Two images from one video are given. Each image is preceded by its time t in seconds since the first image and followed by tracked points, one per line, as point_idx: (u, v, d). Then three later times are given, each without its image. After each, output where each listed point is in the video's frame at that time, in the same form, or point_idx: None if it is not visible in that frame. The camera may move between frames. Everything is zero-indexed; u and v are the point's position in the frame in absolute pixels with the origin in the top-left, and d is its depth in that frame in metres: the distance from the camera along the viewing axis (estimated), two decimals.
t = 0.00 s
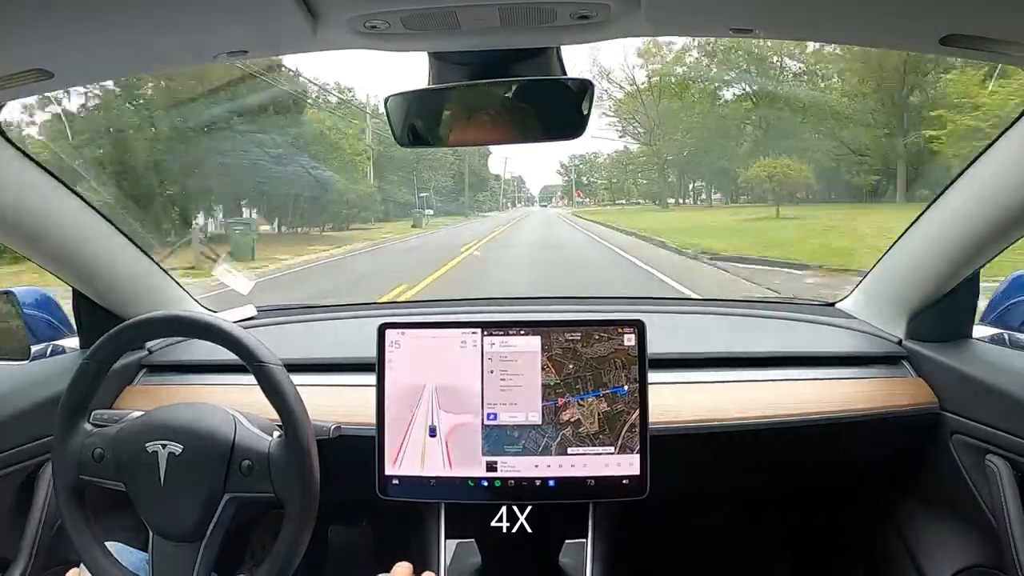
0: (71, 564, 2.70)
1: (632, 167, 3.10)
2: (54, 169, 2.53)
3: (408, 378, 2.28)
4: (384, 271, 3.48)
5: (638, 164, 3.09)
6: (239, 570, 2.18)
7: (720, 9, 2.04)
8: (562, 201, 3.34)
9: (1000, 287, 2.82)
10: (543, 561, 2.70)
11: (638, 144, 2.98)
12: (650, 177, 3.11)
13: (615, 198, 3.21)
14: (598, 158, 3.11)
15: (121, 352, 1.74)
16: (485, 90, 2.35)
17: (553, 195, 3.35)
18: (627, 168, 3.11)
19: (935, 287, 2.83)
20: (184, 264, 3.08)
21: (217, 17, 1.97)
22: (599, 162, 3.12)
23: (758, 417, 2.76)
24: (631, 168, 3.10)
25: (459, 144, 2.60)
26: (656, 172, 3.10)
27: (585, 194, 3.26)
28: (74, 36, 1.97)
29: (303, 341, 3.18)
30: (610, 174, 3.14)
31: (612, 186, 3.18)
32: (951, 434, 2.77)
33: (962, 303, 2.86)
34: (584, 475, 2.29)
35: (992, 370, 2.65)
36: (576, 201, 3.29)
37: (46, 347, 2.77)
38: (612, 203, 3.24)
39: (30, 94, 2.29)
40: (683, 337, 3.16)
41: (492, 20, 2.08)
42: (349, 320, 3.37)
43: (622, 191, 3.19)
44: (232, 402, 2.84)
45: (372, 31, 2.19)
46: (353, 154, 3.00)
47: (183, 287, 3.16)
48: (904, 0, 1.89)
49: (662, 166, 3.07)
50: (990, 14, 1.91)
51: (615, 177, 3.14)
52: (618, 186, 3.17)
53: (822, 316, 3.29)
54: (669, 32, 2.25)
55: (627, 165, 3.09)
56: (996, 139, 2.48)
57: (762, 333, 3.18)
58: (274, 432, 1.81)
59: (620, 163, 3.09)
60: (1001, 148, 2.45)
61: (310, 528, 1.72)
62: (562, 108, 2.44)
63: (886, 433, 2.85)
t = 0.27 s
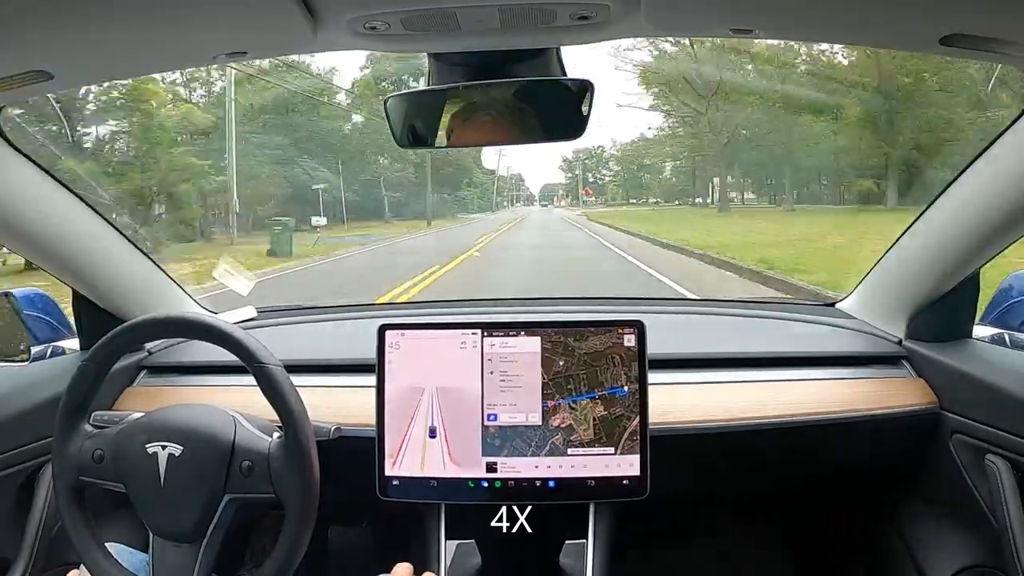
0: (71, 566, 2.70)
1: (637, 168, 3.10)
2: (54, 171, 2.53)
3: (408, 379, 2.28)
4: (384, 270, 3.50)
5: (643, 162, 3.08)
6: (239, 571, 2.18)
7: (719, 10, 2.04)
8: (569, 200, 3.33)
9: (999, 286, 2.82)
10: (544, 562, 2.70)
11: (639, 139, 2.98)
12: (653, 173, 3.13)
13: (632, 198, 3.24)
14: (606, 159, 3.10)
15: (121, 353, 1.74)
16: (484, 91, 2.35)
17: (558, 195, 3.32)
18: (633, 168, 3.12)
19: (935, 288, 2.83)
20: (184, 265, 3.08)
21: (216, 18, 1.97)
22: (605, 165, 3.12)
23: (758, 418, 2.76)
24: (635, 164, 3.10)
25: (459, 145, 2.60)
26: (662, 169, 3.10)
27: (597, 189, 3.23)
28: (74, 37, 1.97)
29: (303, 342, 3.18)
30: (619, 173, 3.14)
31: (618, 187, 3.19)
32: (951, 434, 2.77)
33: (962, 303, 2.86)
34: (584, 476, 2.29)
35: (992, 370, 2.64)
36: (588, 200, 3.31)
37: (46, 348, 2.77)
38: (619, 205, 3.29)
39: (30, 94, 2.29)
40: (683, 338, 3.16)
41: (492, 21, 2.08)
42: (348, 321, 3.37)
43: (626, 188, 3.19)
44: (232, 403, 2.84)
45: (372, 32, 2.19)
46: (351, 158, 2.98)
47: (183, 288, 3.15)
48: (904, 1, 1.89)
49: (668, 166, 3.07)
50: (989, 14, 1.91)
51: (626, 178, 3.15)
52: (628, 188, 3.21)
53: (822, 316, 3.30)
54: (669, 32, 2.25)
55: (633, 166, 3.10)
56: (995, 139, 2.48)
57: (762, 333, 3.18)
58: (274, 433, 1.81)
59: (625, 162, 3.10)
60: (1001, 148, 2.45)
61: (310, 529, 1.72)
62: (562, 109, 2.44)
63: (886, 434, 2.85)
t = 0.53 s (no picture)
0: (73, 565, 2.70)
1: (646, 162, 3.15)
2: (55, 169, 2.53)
3: (409, 378, 2.28)
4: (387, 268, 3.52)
5: (655, 158, 3.14)
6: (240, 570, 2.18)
7: (721, 10, 2.05)
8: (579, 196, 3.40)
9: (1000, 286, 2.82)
10: (545, 561, 2.70)
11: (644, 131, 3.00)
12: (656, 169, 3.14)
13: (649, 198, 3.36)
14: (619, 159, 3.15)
15: (122, 352, 1.74)
16: (486, 90, 2.36)
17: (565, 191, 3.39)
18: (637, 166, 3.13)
19: (936, 288, 2.83)
20: (185, 264, 3.08)
21: (219, 17, 1.97)
22: (615, 162, 3.16)
23: (759, 418, 2.76)
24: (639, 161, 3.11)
25: (459, 143, 2.58)
26: (675, 162, 3.16)
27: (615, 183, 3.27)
28: (76, 37, 1.97)
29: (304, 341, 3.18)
30: (630, 169, 3.18)
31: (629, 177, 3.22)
32: (953, 434, 2.77)
33: (963, 303, 2.85)
34: (585, 476, 2.28)
35: (993, 370, 2.64)
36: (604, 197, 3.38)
37: (47, 348, 2.77)
38: (627, 202, 3.41)
39: (32, 94, 2.30)
40: (684, 337, 3.16)
41: (493, 20, 2.08)
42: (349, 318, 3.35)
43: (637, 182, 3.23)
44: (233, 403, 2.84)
45: (374, 31, 2.19)
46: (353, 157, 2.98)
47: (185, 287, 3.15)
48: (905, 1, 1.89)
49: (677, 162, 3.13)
50: (990, 14, 1.91)
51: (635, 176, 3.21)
52: (640, 186, 3.25)
53: (823, 316, 3.29)
54: (671, 32, 2.25)
55: (640, 164, 3.16)
56: (997, 140, 2.48)
57: (763, 333, 3.18)
58: (275, 432, 1.81)
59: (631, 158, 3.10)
60: (1002, 149, 2.45)
61: (311, 527, 1.71)
62: (563, 109, 2.44)
63: (887, 434, 2.85)
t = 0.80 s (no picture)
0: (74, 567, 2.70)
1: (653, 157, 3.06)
2: (56, 172, 2.53)
3: (409, 380, 2.28)
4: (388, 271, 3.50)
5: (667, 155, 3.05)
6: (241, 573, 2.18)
7: (722, 12, 2.05)
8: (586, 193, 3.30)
9: (1001, 288, 2.81)
10: (545, 564, 2.70)
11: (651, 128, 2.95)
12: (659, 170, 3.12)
13: (657, 198, 3.24)
14: (633, 152, 3.06)
15: (123, 355, 1.74)
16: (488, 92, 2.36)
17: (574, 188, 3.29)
18: (641, 167, 3.12)
19: (936, 289, 2.82)
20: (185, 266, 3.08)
21: (221, 20, 1.97)
22: (626, 155, 3.06)
23: (760, 420, 2.76)
24: (643, 162, 3.09)
25: (462, 147, 2.59)
26: (687, 160, 3.04)
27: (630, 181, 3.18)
28: (78, 39, 1.97)
29: (305, 344, 3.18)
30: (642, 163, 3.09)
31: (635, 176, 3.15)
32: (954, 436, 2.77)
33: (964, 305, 2.85)
34: (586, 478, 2.28)
35: (994, 372, 2.64)
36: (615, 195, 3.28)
37: (48, 350, 2.77)
38: (636, 204, 3.30)
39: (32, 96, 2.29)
40: (685, 339, 3.15)
41: (495, 23, 2.08)
42: (351, 322, 3.37)
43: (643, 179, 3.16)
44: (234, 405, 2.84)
45: (375, 33, 2.19)
46: (354, 159, 2.98)
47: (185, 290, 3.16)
48: (907, 3, 1.89)
49: (685, 165, 3.05)
50: (992, 15, 1.91)
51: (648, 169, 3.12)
52: (653, 184, 3.18)
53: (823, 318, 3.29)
54: (671, 34, 2.25)
55: (651, 158, 3.07)
56: (997, 141, 2.48)
57: (764, 335, 3.18)
58: (276, 435, 1.81)
59: (638, 158, 3.08)
60: (1003, 150, 2.44)
61: (312, 530, 1.71)
62: (564, 111, 2.43)
63: (888, 435, 2.84)
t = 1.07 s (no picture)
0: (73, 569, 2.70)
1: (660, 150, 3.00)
2: (55, 173, 2.53)
3: (408, 382, 2.28)
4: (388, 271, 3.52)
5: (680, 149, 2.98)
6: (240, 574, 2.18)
7: (721, 13, 2.05)
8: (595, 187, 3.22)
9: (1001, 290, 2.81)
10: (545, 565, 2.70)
11: (657, 119, 2.92)
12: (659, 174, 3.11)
13: (670, 194, 3.16)
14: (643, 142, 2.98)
15: (122, 356, 1.74)
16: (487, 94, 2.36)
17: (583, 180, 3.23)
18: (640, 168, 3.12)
19: (935, 291, 2.82)
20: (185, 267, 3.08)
21: (220, 21, 1.98)
22: (636, 146, 2.99)
23: (760, 421, 2.76)
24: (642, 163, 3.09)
25: (456, 147, 2.56)
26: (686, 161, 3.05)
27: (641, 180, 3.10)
28: (77, 40, 1.97)
29: (304, 345, 3.18)
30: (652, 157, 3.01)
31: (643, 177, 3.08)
32: (953, 438, 2.77)
33: (963, 307, 2.85)
34: (585, 479, 2.28)
35: (993, 374, 2.64)
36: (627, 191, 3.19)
37: (47, 352, 2.76)
38: (649, 203, 3.21)
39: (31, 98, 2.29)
40: (684, 340, 3.15)
41: (494, 24, 2.08)
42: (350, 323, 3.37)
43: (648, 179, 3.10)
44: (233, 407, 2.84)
45: (374, 35, 2.19)
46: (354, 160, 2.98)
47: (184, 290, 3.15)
48: (906, 5, 1.89)
49: (695, 161, 3.00)
50: (989, 17, 1.92)
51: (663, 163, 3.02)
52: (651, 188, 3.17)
53: (823, 319, 3.30)
54: (671, 35, 2.25)
55: (664, 148, 2.99)
56: (996, 143, 2.48)
57: (764, 337, 3.18)
58: (275, 436, 1.80)
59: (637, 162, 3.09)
60: (1002, 151, 2.44)
61: (312, 532, 1.71)
62: (562, 113, 2.44)
63: (887, 437, 2.85)
